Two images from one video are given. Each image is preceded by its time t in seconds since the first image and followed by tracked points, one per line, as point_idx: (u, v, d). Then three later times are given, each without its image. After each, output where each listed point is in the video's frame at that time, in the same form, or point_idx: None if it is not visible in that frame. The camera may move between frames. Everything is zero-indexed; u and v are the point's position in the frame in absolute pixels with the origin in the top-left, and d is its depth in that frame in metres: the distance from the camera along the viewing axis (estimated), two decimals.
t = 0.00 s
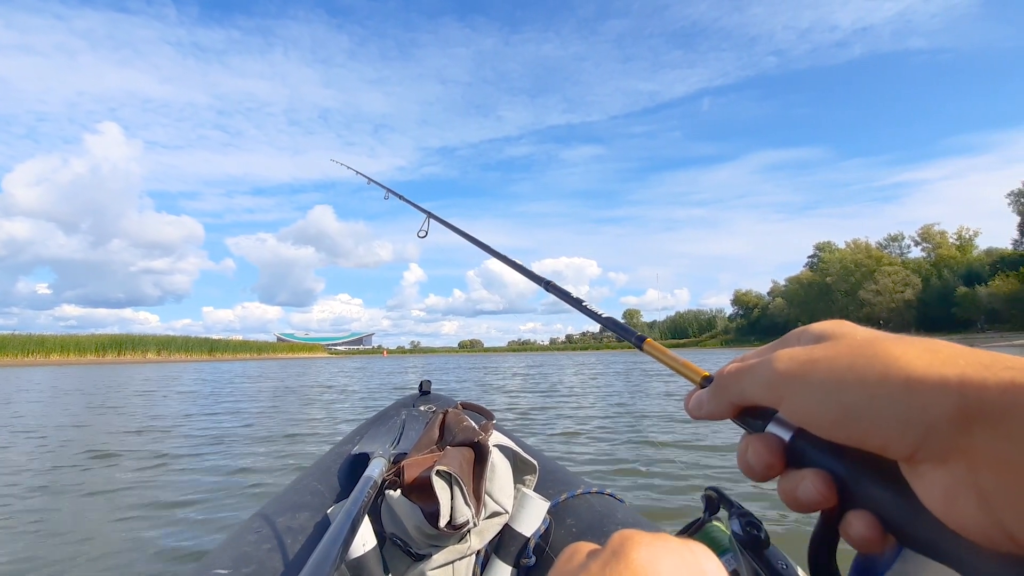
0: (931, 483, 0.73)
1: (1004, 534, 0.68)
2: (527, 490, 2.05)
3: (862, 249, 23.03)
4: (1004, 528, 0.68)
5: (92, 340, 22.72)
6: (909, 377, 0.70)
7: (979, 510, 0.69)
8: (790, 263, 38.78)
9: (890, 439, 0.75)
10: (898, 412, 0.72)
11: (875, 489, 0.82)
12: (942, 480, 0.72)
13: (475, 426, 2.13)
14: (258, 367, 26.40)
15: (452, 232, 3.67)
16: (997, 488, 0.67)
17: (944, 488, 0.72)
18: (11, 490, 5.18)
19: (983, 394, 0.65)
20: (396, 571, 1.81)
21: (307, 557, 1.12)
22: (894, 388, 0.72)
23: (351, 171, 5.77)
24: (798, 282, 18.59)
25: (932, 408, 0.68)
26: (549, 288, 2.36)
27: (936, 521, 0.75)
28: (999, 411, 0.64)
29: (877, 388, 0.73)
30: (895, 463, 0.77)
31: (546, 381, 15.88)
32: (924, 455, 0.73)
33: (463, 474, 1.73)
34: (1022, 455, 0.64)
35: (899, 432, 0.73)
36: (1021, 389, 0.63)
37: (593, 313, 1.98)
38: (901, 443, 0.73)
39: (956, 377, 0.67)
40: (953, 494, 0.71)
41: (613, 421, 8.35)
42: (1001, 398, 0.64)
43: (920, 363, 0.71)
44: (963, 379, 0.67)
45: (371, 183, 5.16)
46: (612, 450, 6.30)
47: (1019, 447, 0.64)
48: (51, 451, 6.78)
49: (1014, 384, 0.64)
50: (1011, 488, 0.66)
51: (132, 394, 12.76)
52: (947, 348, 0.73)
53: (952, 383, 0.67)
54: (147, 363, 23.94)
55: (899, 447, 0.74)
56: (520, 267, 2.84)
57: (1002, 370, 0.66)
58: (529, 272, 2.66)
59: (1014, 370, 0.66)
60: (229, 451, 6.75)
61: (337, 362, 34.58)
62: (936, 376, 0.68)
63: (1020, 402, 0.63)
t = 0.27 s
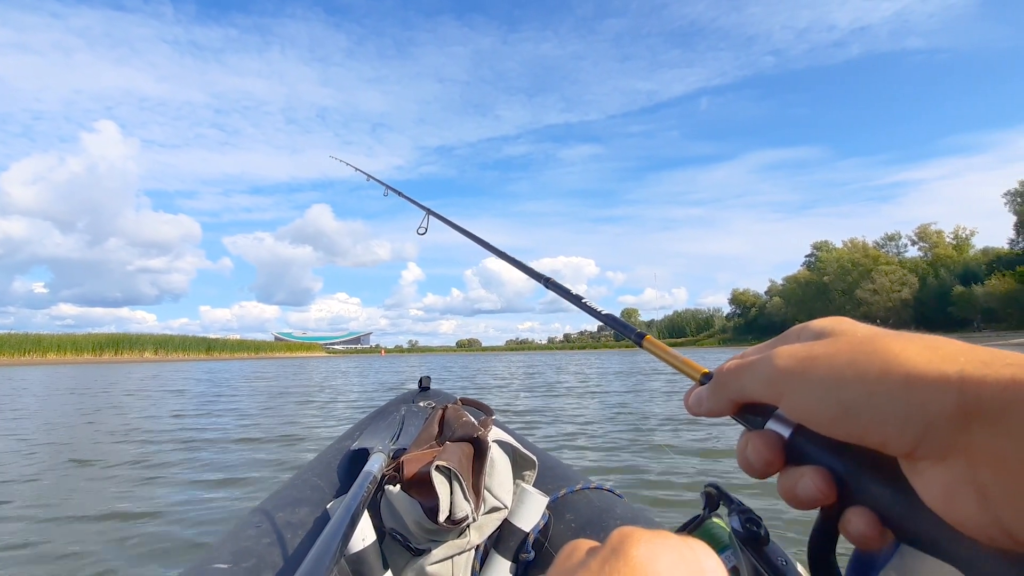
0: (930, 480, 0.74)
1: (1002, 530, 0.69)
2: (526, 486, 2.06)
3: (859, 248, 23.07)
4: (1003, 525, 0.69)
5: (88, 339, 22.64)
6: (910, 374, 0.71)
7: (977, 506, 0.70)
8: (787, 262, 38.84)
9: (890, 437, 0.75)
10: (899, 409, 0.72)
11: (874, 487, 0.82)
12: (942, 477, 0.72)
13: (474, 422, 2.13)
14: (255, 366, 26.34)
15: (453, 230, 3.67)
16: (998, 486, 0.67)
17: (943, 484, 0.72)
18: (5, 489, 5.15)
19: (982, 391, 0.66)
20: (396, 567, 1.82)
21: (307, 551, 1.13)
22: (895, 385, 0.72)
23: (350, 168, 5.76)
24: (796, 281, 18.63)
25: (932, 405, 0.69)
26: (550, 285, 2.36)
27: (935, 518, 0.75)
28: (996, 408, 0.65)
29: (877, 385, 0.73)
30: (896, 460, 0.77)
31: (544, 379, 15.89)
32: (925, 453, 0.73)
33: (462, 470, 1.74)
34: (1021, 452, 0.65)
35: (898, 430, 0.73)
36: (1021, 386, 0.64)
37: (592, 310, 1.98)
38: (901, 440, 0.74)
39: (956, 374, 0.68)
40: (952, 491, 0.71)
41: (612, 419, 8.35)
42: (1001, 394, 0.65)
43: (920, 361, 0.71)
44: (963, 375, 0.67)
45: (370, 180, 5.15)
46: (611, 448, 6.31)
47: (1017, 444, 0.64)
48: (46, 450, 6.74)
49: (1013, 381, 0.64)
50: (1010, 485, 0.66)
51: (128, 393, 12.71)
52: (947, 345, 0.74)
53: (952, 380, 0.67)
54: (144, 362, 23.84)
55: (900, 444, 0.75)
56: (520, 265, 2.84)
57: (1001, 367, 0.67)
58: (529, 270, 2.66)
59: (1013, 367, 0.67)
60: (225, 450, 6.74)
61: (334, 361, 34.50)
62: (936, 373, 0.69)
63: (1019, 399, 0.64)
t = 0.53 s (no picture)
0: (932, 482, 0.74)
1: (1003, 532, 0.69)
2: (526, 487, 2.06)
3: (856, 248, 23.14)
4: (1005, 528, 0.69)
5: (85, 338, 22.55)
6: (911, 376, 0.71)
7: (979, 508, 0.70)
8: (784, 261, 38.94)
9: (891, 439, 0.75)
10: (900, 411, 0.72)
11: (876, 488, 0.82)
12: (942, 478, 0.72)
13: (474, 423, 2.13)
14: (252, 365, 26.28)
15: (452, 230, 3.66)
16: (999, 487, 0.67)
17: (944, 486, 0.73)
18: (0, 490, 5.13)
19: (983, 393, 0.66)
20: (395, 568, 1.82)
21: (306, 552, 1.12)
22: (895, 387, 0.72)
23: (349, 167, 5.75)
24: (794, 280, 18.69)
25: (933, 406, 0.69)
26: (549, 286, 2.37)
27: (937, 519, 0.75)
28: (998, 410, 0.65)
29: (878, 387, 0.73)
30: (897, 462, 0.78)
31: (542, 379, 15.91)
32: (926, 454, 0.73)
33: (462, 471, 1.74)
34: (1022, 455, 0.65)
35: (900, 432, 0.74)
36: (1023, 389, 0.64)
37: (592, 311, 1.98)
38: (904, 442, 0.74)
39: (957, 376, 0.68)
40: (952, 492, 0.72)
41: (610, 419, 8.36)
42: (1002, 396, 0.65)
43: (921, 362, 0.71)
44: (965, 377, 0.67)
45: (369, 180, 5.15)
46: (609, 448, 6.32)
47: (1020, 446, 0.65)
48: (41, 451, 6.71)
49: (1014, 384, 0.65)
50: (1012, 486, 0.66)
51: (124, 392, 12.66)
52: (949, 347, 0.74)
53: (954, 381, 0.67)
54: (141, 361, 23.75)
55: (901, 447, 0.75)
56: (519, 265, 2.84)
57: (1003, 369, 0.67)
58: (529, 270, 2.66)
59: (1014, 370, 0.67)
60: (222, 450, 6.72)
61: (331, 360, 34.45)
62: (938, 375, 0.69)
63: (1018, 401, 0.64)
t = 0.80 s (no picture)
0: (930, 480, 0.74)
1: (1002, 531, 0.69)
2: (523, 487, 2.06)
3: (853, 246, 23.20)
4: (1003, 526, 0.69)
5: (81, 337, 22.48)
6: (909, 375, 0.71)
7: (978, 507, 0.70)
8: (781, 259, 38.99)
9: (890, 438, 0.75)
10: (899, 409, 0.72)
11: (874, 487, 0.82)
12: (942, 477, 0.73)
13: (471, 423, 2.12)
14: (250, 364, 26.22)
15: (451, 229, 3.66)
16: (998, 486, 0.67)
17: (943, 484, 0.73)
18: None
19: (983, 392, 0.66)
20: (392, 569, 1.81)
21: (303, 554, 1.12)
22: (893, 386, 0.72)
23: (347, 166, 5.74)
24: (791, 279, 18.71)
25: (931, 405, 0.69)
26: (547, 285, 2.36)
27: (935, 518, 0.76)
28: (996, 409, 0.65)
29: (877, 386, 0.73)
30: (896, 461, 0.78)
31: (540, 378, 15.93)
32: (924, 453, 0.73)
33: (459, 472, 1.73)
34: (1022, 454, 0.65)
35: (900, 430, 0.74)
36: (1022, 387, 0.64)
37: (590, 310, 1.98)
38: (902, 441, 0.74)
39: (956, 374, 0.68)
40: (950, 491, 0.72)
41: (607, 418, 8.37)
42: (1001, 395, 0.65)
43: (919, 361, 0.72)
44: (963, 375, 0.67)
45: (368, 179, 5.14)
46: (607, 447, 6.33)
47: (1018, 445, 0.65)
48: (37, 450, 6.70)
49: (1012, 383, 0.65)
50: (1011, 486, 0.66)
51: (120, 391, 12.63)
52: (948, 346, 0.74)
53: (951, 380, 0.68)
54: (137, 360, 23.70)
55: (899, 445, 0.75)
56: (518, 264, 2.84)
57: (1002, 368, 0.67)
58: (527, 268, 2.65)
59: (1014, 369, 0.67)
60: (219, 449, 6.72)
61: (328, 359, 34.41)
62: (935, 373, 0.69)
63: (1017, 400, 0.64)
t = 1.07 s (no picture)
0: (925, 472, 0.75)
1: (998, 523, 0.70)
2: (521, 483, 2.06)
3: (851, 245, 23.24)
4: (999, 518, 0.69)
5: (78, 336, 22.43)
6: (906, 368, 0.71)
7: (973, 498, 0.70)
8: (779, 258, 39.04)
9: (886, 430, 0.75)
10: (895, 402, 0.73)
11: (870, 480, 0.83)
12: (938, 469, 0.73)
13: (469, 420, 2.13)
14: (247, 362, 26.17)
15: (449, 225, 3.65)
16: (992, 478, 0.68)
17: (939, 476, 0.73)
18: None
19: (978, 383, 0.66)
20: (390, 564, 1.82)
21: (301, 549, 1.12)
22: (890, 378, 0.72)
23: (345, 163, 5.72)
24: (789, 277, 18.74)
25: (927, 398, 0.69)
26: (545, 281, 2.36)
27: (930, 510, 0.76)
28: (993, 401, 0.65)
29: (873, 379, 0.74)
30: (892, 454, 0.78)
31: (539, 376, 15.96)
32: (920, 445, 0.73)
33: (457, 468, 1.73)
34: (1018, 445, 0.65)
35: (895, 423, 0.74)
36: (1017, 378, 0.64)
37: (588, 306, 1.98)
38: (898, 433, 0.74)
39: (952, 366, 0.68)
40: (946, 484, 0.72)
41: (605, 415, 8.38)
42: (996, 386, 0.65)
43: (915, 354, 0.72)
44: (959, 368, 0.68)
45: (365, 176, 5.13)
46: (605, 444, 6.34)
47: (1014, 436, 0.65)
48: (34, 448, 6.69)
49: (1008, 374, 0.65)
50: (1006, 477, 0.67)
51: (117, 390, 12.61)
52: (943, 339, 0.74)
53: (948, 372, 0.68)
54: (135, 360, 23.66)
55: (895, 438, 0.75)
56: (515, 260, 2.83)
57: (998, 360, 0.67)
58: (525, 265, 2.65)
59: (1008, 361, 0.67)
60: (217, 447, 6.72)
61: (326, 358, 34.38)
62: (931, 366, 0.69)
63: (1012, 391, 0.64)
